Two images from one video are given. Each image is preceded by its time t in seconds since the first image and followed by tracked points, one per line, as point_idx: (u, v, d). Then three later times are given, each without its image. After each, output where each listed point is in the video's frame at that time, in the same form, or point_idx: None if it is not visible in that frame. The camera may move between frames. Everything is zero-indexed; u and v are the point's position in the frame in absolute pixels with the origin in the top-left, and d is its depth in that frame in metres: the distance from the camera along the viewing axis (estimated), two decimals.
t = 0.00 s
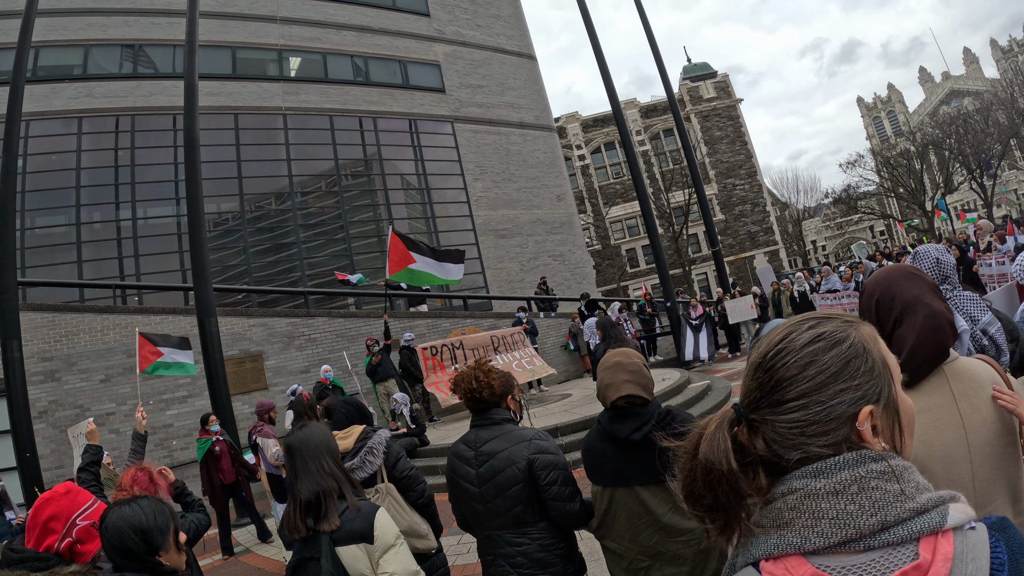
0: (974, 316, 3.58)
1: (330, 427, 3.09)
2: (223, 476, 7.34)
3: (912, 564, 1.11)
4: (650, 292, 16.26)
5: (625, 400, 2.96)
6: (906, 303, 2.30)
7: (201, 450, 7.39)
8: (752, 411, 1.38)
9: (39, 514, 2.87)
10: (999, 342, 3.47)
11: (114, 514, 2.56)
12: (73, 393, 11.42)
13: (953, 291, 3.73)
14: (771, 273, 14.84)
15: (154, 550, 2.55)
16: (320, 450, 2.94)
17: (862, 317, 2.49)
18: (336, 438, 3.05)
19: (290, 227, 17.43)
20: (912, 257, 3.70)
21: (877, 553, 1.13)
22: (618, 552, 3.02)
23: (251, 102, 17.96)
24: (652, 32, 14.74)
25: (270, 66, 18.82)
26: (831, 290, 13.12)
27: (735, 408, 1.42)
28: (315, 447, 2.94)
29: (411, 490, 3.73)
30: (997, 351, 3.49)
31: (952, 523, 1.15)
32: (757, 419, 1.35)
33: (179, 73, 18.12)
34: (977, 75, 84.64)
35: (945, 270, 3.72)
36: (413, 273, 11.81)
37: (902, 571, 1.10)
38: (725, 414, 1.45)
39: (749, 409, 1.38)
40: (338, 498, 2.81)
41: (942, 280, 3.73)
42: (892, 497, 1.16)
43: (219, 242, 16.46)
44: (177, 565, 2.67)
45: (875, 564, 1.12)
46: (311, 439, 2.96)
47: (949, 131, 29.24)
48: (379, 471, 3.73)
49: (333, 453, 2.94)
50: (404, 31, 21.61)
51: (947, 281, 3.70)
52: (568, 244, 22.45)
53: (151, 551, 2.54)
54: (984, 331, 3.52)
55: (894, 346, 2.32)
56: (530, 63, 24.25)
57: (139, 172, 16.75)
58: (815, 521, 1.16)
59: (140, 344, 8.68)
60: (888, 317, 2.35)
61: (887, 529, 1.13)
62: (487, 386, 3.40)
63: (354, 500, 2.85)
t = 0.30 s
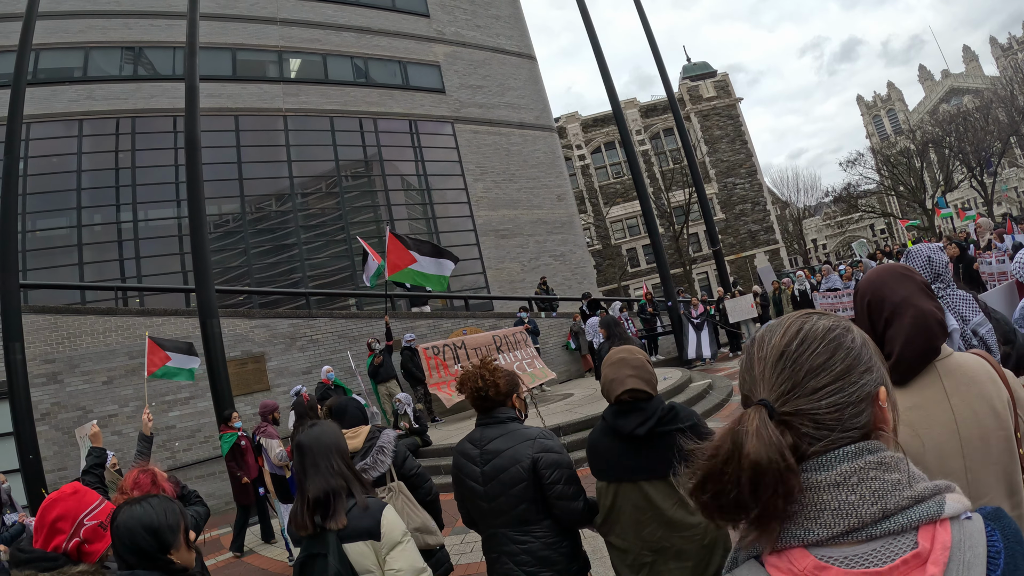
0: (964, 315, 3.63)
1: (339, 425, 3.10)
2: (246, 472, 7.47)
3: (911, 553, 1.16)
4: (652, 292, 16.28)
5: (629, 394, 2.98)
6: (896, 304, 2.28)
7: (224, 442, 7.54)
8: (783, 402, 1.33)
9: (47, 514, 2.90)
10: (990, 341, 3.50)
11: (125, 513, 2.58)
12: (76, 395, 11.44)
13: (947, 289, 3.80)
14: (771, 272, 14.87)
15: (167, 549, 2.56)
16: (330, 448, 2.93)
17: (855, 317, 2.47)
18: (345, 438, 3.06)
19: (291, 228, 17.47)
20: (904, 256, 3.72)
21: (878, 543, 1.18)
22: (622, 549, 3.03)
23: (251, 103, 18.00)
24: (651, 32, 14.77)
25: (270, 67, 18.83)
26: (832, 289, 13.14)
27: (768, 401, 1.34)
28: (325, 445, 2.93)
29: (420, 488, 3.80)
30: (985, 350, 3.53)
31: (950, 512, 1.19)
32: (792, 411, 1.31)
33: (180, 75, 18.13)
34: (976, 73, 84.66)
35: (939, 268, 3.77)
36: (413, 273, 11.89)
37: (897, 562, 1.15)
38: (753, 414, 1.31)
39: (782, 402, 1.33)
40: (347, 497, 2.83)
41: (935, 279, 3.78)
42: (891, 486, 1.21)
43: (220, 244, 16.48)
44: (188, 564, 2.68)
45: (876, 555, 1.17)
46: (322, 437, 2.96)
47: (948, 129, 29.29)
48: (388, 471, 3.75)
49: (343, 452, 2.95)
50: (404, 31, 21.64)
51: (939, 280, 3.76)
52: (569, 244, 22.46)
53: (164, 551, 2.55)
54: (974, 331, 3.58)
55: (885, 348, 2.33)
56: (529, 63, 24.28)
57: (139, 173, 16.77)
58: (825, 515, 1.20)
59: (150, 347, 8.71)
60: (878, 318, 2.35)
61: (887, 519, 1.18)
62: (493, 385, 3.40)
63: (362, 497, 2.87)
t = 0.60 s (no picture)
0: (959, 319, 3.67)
1: (339, 427, 3.08)
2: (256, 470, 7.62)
3: (927, 544, 1.25)
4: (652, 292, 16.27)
5: (625, 388, 2.99)
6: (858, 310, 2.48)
7: (235, 441, 7.92)
8: (818, 406, 1.38)
9: (45, 516, 2.89)
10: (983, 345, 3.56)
11: (124, 514, 2.58)
12: (76, 397, 11.45)
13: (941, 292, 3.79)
14: (771, 272, 14.87)
15: (165, 550, 2.55)
16: (332, 450, 2.93)
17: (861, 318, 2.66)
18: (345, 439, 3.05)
19: (291, 229, 17.47)
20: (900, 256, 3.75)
21: (896, 540, 1.26)
22: (617, 548, 3.00)
23: (251, 105, 18.00)
24: (650, 32, 14.77)
25: (270, 69, 18.82)
26: (832, 289, 13.13)
27: (804, 405, 1.37)
28: (327, 448, 2.92)
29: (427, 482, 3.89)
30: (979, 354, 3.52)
31: (953, 502, 1.32)
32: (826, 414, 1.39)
33: (179, 77, 18.13)
34: (976, 72, 84.62)
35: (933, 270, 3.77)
36: (411, 273, 11.83)
37: (918, 555, 1.24)
38: (798, 418, 1.32)
39: (817, 403, 1.39)
40: (350, 497, 2.83)
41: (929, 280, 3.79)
42: (900, 481, 1.33)
43: (219, 245, 16.48)
44: (186, 563, 2.68)
45: (892, 552, 1.25)
46: (322, 439, 2.94)
47: (947, 129, 29.28)
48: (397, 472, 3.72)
49: (343, 454, 2.94)
50: (403, 32, 21.64)
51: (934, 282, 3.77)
52: (569, 244, 22.46)
53: (163, 551, 2.55)
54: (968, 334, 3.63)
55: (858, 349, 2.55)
56: (529, 64, 24.28)
57: (139, 175, 16.77)
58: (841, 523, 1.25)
59: (150, 350, 8.70)
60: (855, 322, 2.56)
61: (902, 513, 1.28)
62: (492, 386, 3.39)
63: (364, 497, 2.87)
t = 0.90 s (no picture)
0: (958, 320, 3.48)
1: (339, 428, 3.08)
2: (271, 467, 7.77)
3: (950, 529, 1.29)
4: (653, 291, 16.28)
5: (619, 385, 3.01)
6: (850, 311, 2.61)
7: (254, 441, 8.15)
8: (834, 404, 1.40)
9: (49, 519, 2.89)
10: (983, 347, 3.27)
11: (128, 516, 2.57)
12: (77, 399, 11.45)
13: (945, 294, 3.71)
14: (772, 271, 14.86)
15: (171, 550, 2.56)
16: (334, 454, 2.92)
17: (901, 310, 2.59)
18: (347, 441, 3.04)
19: (292, 230, 17.49)
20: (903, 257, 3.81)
21: (918, 529, 1.29)
22: (610, 547, 2.98)
23: (251, 106, 18.02)
24: (650, 32, 14.77)
25: (270, 70, 18.84)
26: (833, 288, 13.12)
27: (821, 403, 1.39)
28: (328, 451, 2.91)
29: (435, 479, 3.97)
30: (977, 357, 3.31)
31: (965, 489, 1.36)
32: (842, 412, 1.41)
33: (179, 79, 18.16)
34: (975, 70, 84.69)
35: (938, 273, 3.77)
36: (410, 274, 11.86)
37: (942, 540, 1.27)
38: (815, 416, 1.34)
39: (835, 402, 1.41)
40: (355, 498, 2.83)
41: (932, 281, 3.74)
42: (917, 470, 1.36)
43: (219, 246, 16.49)
44: (191, 564, 2.69)
45: (916, 542, 1.28)
46: (323, 443, 2.93)
47: (947, 127, 29.31)
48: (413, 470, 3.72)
49: (346, 456, 2.94)
50: (403, 33, 21.65)
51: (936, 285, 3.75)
52: (570, 244, 22.46)
53: (169, 551, 2.55)
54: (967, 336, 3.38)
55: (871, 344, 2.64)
56: (528, 64, 24.29)
57: (139, 177, 16.78)
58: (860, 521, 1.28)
59: (154, 353, 8.70)
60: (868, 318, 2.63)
61: (923, 501, 1.32)
62: (493, 386, 3.39)
63: (369, 497, 2.87)
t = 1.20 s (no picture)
0: (969, 310, 3.63)
1: (343, 429, 3.08)
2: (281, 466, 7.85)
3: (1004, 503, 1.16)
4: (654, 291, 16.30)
5: (626, 379, 3.02)
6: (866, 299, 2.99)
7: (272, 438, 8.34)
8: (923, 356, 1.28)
9: (55, 520, 2.90)
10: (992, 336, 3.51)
11: (139, 515, 2.59)
12: (80, 401, 11.47)
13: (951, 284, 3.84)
14: (774, 270, 14.90)
15: (184, 549, 2.56)
16: (339, 455, 2.92)
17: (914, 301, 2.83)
18: (352, 442, 3.05)
19: (294, 231, 17.52)
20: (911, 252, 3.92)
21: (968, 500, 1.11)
22: (618, 546, 2.98)
23: (252, 108, 18.07)
24: (650, 32, 14.78)
25: (271, 72, 18.87)
26: (835, 287, 13.13)
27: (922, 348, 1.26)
28: (333, 452, 2.91)
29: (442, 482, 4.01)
30: (987, 346, 3.52)
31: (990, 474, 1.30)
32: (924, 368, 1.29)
33: (181, 81, 18.20)
34: (975, 68, 84.58)
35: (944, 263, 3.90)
36: (410, 276, 11.90)
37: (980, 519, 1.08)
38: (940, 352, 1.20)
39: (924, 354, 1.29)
40: (361, 500, 2.84)
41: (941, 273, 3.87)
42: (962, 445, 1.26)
43: (221, 248, 16.51)
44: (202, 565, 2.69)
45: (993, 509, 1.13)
46: (327, 445, 2.93)
47: (948, 126, 29.31)
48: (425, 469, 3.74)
49: (352, 457, 2.95)
50: (403, 34, 21.68)
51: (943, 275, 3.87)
52: (571, 244, 22.48)
53: (181, 550, 2.56)
54: (977, 326, 3.58)
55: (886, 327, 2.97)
56: (529, 64, 24.30)
57: (141, 179, 16.80)
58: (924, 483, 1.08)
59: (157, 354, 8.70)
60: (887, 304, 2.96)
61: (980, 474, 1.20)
62: (497, 384, 3.41)
63: (376, 498, 2.88)
